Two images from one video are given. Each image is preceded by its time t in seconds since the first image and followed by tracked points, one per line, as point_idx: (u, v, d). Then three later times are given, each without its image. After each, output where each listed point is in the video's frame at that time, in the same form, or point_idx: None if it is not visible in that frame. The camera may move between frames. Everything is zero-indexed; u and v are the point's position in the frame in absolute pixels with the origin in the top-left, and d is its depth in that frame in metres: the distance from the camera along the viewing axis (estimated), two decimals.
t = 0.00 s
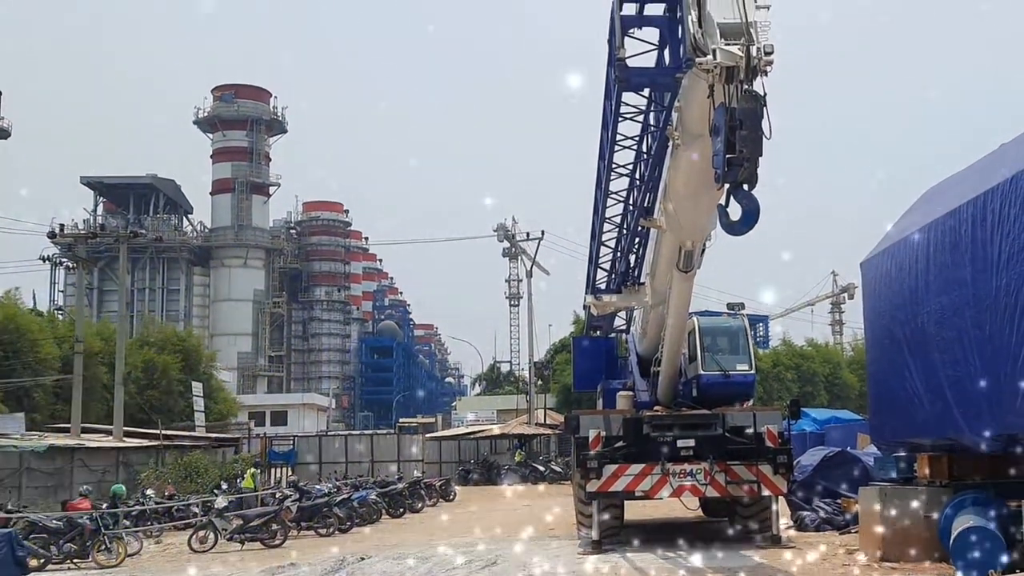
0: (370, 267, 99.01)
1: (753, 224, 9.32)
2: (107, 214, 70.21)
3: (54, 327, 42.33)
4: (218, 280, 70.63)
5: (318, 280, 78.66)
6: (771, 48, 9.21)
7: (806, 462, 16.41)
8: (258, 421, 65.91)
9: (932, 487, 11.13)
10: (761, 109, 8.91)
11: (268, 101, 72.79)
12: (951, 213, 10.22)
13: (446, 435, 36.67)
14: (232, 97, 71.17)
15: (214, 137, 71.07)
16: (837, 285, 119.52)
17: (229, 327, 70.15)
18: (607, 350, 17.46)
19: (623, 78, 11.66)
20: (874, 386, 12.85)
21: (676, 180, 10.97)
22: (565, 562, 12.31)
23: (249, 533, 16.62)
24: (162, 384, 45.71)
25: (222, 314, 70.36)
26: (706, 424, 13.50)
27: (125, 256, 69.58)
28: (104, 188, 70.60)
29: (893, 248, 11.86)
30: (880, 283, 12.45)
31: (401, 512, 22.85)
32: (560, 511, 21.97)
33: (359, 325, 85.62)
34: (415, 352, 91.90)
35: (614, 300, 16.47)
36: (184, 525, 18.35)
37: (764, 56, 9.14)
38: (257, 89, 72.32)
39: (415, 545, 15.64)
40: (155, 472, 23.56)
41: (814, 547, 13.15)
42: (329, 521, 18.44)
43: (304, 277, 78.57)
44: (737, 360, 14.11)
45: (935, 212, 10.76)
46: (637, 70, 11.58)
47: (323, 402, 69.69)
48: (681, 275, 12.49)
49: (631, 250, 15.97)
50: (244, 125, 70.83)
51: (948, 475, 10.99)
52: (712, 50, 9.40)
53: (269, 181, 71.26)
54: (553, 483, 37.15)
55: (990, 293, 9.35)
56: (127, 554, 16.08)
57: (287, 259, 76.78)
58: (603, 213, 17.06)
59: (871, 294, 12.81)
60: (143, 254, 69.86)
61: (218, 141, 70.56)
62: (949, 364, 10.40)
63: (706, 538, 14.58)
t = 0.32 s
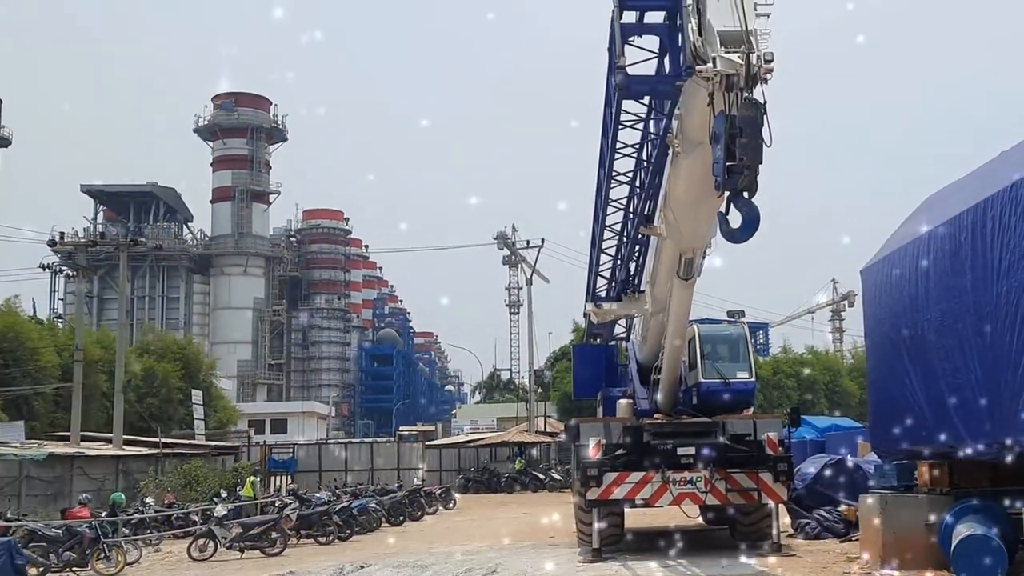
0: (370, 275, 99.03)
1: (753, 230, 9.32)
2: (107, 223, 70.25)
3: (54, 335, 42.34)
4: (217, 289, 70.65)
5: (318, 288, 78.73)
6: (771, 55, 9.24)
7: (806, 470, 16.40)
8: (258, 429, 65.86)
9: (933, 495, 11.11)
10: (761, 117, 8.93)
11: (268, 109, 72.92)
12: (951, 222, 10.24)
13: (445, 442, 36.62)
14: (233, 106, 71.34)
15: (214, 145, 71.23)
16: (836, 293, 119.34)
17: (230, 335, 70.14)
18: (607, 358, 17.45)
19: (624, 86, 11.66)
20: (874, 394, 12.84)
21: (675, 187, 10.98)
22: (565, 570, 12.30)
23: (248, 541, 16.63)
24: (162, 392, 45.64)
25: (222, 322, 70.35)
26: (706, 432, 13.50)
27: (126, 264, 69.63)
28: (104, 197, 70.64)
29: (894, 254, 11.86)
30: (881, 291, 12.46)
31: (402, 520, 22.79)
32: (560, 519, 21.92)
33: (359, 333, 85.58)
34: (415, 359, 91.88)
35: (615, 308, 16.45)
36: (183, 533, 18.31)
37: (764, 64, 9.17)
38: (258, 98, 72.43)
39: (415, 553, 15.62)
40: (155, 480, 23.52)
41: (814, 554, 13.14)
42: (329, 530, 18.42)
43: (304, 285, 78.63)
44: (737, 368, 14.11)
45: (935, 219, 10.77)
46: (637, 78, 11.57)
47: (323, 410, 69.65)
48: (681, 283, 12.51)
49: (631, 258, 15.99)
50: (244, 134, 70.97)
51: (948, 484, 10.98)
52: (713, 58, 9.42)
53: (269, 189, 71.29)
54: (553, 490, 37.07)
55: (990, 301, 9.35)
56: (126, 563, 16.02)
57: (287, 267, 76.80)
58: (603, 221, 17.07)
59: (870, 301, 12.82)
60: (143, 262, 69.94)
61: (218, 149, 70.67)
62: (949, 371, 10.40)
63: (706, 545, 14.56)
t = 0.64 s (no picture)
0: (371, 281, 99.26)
1: (752, 236, 9.48)
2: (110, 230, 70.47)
3: (58, 342, 42.52)
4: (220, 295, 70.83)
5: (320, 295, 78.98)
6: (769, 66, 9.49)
7: (805, 474, 16.52)
8: (260, 435, 66.01)
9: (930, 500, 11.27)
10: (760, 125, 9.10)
11: (271, 117, 73.19)
12: (947, 230, 10.41)
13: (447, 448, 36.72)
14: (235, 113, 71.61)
15: (217, 153, 71.49)
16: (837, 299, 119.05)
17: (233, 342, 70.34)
18: (607, 364, 17.60)
19: (623, 95, 11.82)
20: (873, 400, 12.98)
21: (675, 197, 11.16)
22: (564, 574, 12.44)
23: (251, 546, 16.73)
24: (165, 398, 45.80)
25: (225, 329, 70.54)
26: (706, 437, 13.65)
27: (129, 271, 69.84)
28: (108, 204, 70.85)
29: (893, 262, 12.00)
30: (878, 299, 12.61)
31: (403, 525, 22.92)
32: (560, 524, 22.07)
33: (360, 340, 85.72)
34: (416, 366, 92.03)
35: (615, 315, 16.64)
36: (186, 539, 18.44)
37: (763, 74, 9.39)
38: (260, 105, 72.69)
39: (416, 558, 15.75)
40: (158, 486, 23.66)
41: (812, 559, 13.27)
42: (330, 535, 18.54)
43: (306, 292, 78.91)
44: (736, 373, 14.25)
45: (931, 228, 10.94)
46: (636, 88, 11.74)
47: (325, 416, 69.82)
48: (680, 290, 12.67)
49: (630, 265, 16.15)
50: (247, 142, 71.23)
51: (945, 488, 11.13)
52: (711, 68, 9.61)
53: (271, 198, 71.22)
54: (554, 496, 37.18)
55: (986, 309, 9.50)
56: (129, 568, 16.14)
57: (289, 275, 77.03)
58: (604, 229, 17.22)
59: (868, 308, 12.98)
60: (145, 269, 70.22)
61: (221, 157, 70.89)
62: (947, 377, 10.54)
63: (706, 550, 14.69)
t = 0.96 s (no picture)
0: (366, 288, 98.95)
1: (753, 242, 9.29)
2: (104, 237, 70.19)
3: (50, 350, 42.24)
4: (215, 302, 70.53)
5: (315, 302, 78.71)
6: (770, 69, 9.24)
7: (805, 483, 16.31)
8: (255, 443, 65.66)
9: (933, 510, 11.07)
10: (760, 128, 8.92)
11: (266, 123, 73.03)
12: (950, 235, 10.22)
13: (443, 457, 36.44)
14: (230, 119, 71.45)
15: (211, 159, 71.31)
16: (835, 306, 118.65)
17: (227, 349, 70.02)
18: (606, 372, 17.38)
19: (622, 99, 11.63)
20: (874, 408, 12.76)
21: (675, 202, 10.95)
22: None
23: (244, 557, 16.43)
24: (158, 406, 45.48)
25: (219, 336, 70.18)
26: (705, 446, 13.44)
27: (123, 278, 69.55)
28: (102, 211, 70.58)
29: (894, 267, 11.79)
30: (880, 305, 12.39)
31: (398, 534, 22.65)
32: (557, 534, 21.83)
33: (356, 347, 85.33)
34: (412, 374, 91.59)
35: (614, 322, 16.42)
36: (179, 548, 18.20)
37: (763, 77, 9.19)
38: (255, 111, 72.52)
39: (411, 569, 15.51)
40: (151, 495, 23.39)
41: (814, 570, 13.05)
42: (325, 545, 18.27)
43: (301, 299, 78.64)
44: (737, 382, 14.05)
45: (934, 233, 10.74)
46: (636, 91, 11.54)
47: (320, 424, 69.46)
48: (679, 297, 12.48)
49: (629, 271, 15.93)
50: (242, 148, 71.02)
51: (948, 498, 10.93)
52: (710, 72, 9.42)
53: (264, 204, 70.96)
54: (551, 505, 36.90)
55: (989, 314, 9.30)
56: None
57: (284, 282, 76.67)
58: (602, 235, 17.00)
59: (870, 314, 12.76)
60: (139, 276, 69.95)
61: (215, 163, 70.71)
62: (949, 383, 10.34)
63: (705, 561, 14.47)
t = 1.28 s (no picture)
0: (365, 293, 98.93)
1: (752, 247, 9.28)
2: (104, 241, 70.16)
3: (50, 355, 42.25)
4: (215, 307, 70.53)
5: (314, 307, 78.71)
6: (769, 74, 9.26)
7: (805, 489, 16.31)
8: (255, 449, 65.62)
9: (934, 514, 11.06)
10: (759, 133, 8.94)
11: (266, 128, 73.08)
12: (950, 239, 10.22)
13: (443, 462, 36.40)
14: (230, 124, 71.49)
15: (212, 163, 71.29)
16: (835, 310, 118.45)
17: (227, 355, 70.00)
18: (605, 377, 17.36)
19: (622, 104, 11.63)
20: (874, 413, 12.75)
21: (674, 206, 10.95)
22: None
23: (243, 561, 16.34)
24: (158, 412, 45.44)
25: (219, 341, 70.13)
26: (705, 451, 13.42)
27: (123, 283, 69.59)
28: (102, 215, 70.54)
29: (894, 271, 11.78)
30: (880, 309, 12.37)
31: (398, 540, 22.61)
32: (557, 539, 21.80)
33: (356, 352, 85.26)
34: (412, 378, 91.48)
35: (613, 326, 16.45)
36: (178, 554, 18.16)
37: (763, 83, 9.21)
38: (255, 116, 72.58)
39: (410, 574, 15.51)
40: (150, 500, 23.35)
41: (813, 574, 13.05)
42: (324, 550, 18.26)
43: (301, 305, 78.69)
44: (737, 387, 14.05)
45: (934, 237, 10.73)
46: (635, 96, 11.53)
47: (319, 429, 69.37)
48: (678, 301, 12.47)
49: (630, 276, 15.91)
50: (241, 152, 71.02)
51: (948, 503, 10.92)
52: (710, 76, 9.42)
53: (264, 209, 70.73)
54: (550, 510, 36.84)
55: (989, 319, 9.30)
56: None
57: (283, 287, 76.61)
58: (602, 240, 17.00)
59: (870, 319, 12.75)
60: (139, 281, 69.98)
61: (215, 167, 70.68)
62: (949, 388, 10.34)
63: (705, 565, 14.46)
